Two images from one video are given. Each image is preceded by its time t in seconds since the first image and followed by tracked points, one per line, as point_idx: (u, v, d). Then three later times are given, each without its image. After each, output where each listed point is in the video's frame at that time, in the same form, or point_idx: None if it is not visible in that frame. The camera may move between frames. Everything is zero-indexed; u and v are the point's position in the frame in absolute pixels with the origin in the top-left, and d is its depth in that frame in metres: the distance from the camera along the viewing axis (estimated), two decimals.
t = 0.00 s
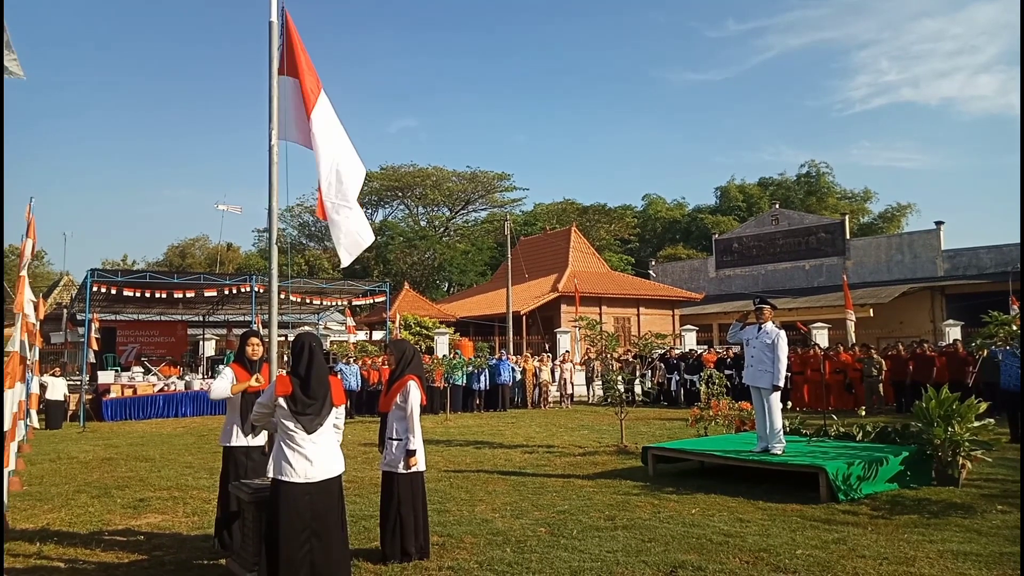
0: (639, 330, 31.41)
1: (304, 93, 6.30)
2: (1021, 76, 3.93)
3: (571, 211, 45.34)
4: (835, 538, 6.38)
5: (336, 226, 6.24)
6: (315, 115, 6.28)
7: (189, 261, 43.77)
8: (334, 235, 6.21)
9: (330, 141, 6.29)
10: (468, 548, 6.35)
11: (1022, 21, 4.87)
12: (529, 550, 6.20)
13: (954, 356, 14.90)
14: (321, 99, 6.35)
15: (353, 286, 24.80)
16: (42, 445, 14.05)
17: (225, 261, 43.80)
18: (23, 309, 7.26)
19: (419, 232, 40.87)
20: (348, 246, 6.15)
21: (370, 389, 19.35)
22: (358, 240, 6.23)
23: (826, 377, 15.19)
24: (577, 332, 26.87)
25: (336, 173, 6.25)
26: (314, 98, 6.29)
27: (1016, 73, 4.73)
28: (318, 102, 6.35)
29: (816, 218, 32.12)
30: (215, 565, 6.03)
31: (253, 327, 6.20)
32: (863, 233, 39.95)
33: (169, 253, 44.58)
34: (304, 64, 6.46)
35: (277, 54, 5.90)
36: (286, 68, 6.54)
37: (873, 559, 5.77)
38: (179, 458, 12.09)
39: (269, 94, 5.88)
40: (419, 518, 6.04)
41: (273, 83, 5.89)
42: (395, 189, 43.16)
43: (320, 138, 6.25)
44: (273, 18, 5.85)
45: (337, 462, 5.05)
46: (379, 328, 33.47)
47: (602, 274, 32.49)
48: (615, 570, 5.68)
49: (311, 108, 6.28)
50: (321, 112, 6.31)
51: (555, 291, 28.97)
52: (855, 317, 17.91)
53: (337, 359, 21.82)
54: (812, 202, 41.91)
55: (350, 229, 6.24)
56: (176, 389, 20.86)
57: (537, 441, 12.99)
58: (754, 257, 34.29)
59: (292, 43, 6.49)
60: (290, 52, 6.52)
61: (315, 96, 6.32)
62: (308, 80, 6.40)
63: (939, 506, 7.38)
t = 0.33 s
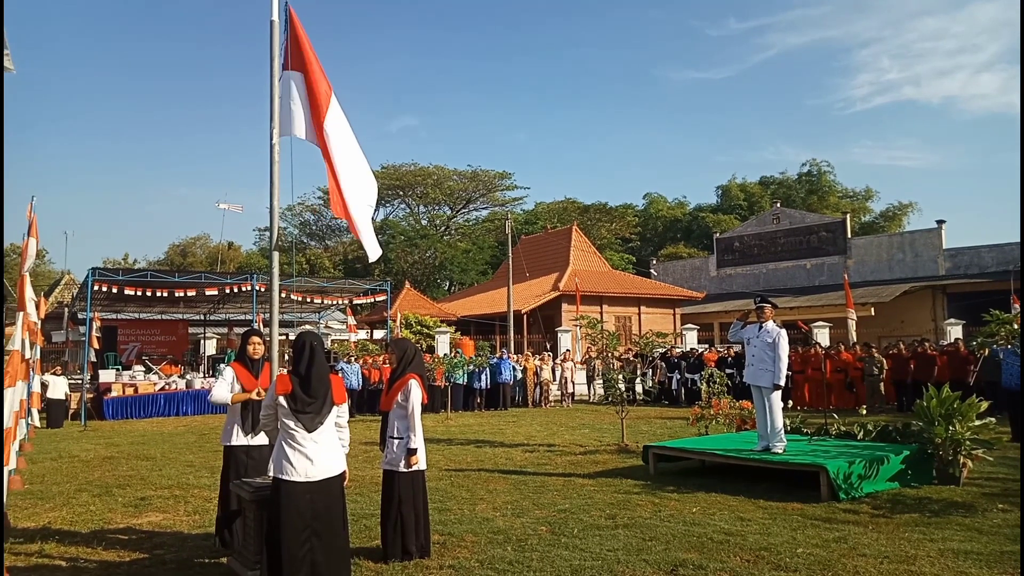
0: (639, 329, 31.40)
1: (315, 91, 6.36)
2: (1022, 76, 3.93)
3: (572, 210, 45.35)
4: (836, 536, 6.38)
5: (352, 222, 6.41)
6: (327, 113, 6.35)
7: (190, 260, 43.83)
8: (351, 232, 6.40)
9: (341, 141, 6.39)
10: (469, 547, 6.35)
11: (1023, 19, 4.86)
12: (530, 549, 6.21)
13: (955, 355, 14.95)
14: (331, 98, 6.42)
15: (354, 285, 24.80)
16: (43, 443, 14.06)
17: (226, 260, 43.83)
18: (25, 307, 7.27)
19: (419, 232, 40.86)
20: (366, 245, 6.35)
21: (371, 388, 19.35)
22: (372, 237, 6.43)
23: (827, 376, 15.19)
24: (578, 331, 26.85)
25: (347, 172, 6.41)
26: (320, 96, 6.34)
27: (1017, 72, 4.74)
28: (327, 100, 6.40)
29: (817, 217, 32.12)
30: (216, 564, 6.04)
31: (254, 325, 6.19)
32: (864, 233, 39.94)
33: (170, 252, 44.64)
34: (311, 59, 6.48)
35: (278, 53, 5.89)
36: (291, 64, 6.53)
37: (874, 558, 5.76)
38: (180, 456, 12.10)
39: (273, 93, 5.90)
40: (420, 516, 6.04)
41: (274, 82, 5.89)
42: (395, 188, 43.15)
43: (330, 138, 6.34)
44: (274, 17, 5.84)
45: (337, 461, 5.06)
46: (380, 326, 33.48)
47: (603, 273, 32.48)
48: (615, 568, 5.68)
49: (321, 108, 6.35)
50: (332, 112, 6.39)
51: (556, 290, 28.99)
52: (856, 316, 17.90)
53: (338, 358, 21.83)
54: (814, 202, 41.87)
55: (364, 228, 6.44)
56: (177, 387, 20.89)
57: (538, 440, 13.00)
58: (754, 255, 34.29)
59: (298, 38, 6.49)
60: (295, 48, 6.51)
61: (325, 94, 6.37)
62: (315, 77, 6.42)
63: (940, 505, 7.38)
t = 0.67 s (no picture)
0: (640, 328, 31.39)
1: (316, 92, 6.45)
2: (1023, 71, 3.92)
3: (573, 208, 45.40)
4: (837, 535, 6.38)
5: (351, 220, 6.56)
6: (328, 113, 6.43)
7: (191, 259, 43.91)
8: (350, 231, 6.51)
9: (340, 141, 6.46)
10: (470, 546, 6.35)
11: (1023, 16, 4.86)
12: (531, 548, 6.21)
13: (956, 354, 14.90)
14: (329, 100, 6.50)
15: (354, 284, 24.81)
16: (45, 442, 14.10)
17: (227, 259, 43.84)
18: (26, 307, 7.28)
19: (420, 231, 40.86)
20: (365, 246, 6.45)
21: (372, 387, 19.35)
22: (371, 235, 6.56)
23: (828, 375, 15.18)
24: (579, 330, 26.85)
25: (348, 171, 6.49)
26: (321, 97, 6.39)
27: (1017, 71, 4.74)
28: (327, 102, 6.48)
29: (819, 216, 32.10)
30: (217, 563, 6.05)
31: (255, 325, 6.22)
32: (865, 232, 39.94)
33: (171, 251, 44.71)
34: (310, 61, 6.56)
35: (278, 51, 5.90)
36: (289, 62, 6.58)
37: (875, 557, 5.77)
38: (182, 455, 12.11)
39: (273, 90, 5.87)
40: (421, 515, 6.05)
41: (274, 81, 5.87)
42: (396, 187, 43.14)
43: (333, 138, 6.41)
44: (274, 17, 5.84)
45: (339, 461, 5.06)
46: (381, 326, 33.51)
47: (604, 271, 32.48)
48: (616, 567, 5.69)
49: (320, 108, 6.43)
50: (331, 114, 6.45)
51: (557, 288, 29.01)
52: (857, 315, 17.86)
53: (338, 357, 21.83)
54: (815, 200, 41.84)
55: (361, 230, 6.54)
56: (178, 386, 20.90)
57: (539, 439, 13.00)
58: (756, 254, 34.28)
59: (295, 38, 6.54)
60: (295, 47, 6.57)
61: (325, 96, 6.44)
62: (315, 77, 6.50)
63: (941, 504, 7.37)
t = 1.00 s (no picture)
0: (642, 326, 31.39)
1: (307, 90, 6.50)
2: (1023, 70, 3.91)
3: (574, 207, 45.44)
4: (838, 534, 6.38)
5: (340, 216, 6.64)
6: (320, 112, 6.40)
7: (194, 257, 43.96)
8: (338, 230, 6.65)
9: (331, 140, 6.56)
10: (472, 544, 6.36)
11: None
12: (533, 546, 6.22)
13: (959, 352, 14.86)
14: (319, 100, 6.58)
15: (356, 282, 24.82)
16: (48, 440, 14.14)
17: (229, 257, 43.87)
18: (29, 304, 7.35)
19: (422, 229, 40.87)
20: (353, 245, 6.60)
21: (374, 385, 19.36)
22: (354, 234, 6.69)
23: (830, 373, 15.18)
24: (581, 328, 26.86)
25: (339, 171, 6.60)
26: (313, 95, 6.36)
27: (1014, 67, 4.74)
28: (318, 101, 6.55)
29: (821, 214, 32.05)
30: (219, 561, 6.06)
31: (258, 323, 6.25)
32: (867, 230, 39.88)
33: (174, 250, 44.77)
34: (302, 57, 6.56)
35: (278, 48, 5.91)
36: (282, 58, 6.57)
37: (876, 555, 5.77)
38: (184, 453, 12.15)
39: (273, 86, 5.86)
40: (424, 514, 6.06)
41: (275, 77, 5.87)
42: (399, 185, 43.11)
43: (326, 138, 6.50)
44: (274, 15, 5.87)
45: (342, 459, 5.07)
46: (383, 324, 33.52)
47: (606, 270, 32.48)
48: (617, 565, 5.71)
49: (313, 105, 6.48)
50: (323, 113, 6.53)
51: (559, 287, 29.05)
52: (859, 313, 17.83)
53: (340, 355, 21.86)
54: (818, 198, 41.82)
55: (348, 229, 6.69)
56: (181, 384, 20.94)
57: (542, 437, 13.02)
58: (758, 253, 34.25)
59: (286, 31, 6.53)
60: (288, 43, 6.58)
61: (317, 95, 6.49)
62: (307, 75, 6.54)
63: (943, 502, 7.37)
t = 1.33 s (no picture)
0: (644, 323, 31.37)
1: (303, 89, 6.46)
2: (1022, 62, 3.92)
3: (577, 204, 45.43)
4: (841, 530, 6.38)
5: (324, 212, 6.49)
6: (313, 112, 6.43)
7: (196, 254, 44.03)
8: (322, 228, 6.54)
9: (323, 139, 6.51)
10: (474, 540, 6.37)
11: None
12: (535, 542, 6.23)
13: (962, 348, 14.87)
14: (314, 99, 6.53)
15: (358, 279, 24.83)
16: (52, 436, 14.17)
17: (232, 254, 43.89)
18: (32, 301, 7.35)
19: (425, 225, 40.91)
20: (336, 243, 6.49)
21: (376, 382, 19.37)
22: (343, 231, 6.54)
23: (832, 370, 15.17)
24: (583, 325, 26.87)
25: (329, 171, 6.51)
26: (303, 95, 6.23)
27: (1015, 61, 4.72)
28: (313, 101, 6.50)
29: (824, 210, 32.03)
30: (222, 556, 6.07)
31: (258, 319, 6.21)
32: (870, 226, 39.84)
33: (176, 246, 44.80)
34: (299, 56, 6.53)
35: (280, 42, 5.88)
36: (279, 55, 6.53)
37: (880, 551, 5.77)
38: (187, 449, 12.16)
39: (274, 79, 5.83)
40: (426, 509, 6.06)
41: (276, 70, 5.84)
42: (401, 182, 43.07)
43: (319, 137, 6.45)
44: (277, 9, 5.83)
45: (345, 455, 5.07)
46: (385, 320, 33.54)
47: (609, 266, 32.44)
48: (619, 560, 5.72)
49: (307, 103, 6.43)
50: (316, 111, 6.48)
51: (561, 283, 29.06)
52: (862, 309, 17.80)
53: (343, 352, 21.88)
54: (820, 194, 41.81)
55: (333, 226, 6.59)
56: (184, 380, 20.97)
57: (544, 433, 13.03)
58: (761, 249, 34.21)
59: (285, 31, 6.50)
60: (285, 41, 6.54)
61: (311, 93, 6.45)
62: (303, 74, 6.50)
63: (945, 498, 7.37)
